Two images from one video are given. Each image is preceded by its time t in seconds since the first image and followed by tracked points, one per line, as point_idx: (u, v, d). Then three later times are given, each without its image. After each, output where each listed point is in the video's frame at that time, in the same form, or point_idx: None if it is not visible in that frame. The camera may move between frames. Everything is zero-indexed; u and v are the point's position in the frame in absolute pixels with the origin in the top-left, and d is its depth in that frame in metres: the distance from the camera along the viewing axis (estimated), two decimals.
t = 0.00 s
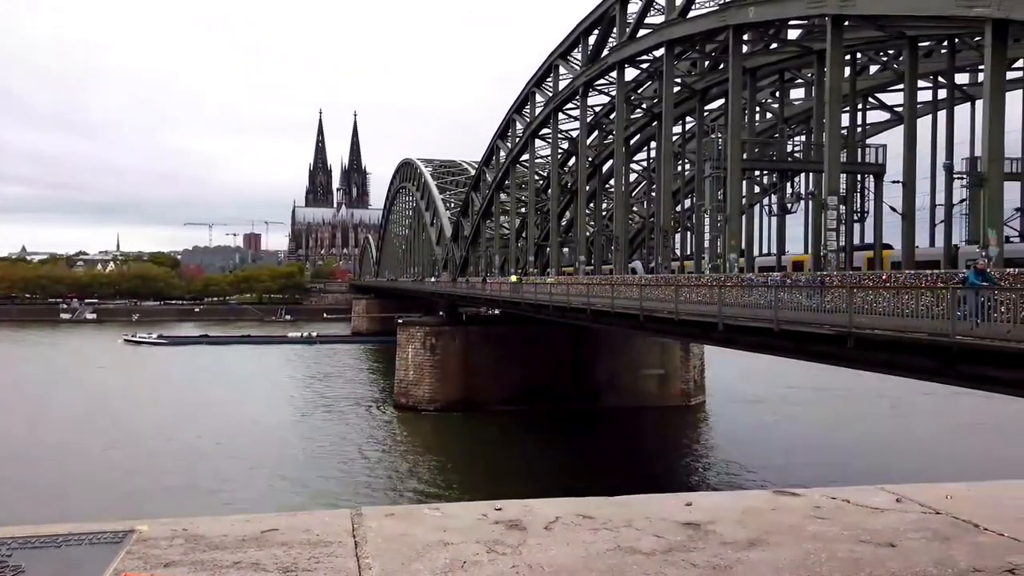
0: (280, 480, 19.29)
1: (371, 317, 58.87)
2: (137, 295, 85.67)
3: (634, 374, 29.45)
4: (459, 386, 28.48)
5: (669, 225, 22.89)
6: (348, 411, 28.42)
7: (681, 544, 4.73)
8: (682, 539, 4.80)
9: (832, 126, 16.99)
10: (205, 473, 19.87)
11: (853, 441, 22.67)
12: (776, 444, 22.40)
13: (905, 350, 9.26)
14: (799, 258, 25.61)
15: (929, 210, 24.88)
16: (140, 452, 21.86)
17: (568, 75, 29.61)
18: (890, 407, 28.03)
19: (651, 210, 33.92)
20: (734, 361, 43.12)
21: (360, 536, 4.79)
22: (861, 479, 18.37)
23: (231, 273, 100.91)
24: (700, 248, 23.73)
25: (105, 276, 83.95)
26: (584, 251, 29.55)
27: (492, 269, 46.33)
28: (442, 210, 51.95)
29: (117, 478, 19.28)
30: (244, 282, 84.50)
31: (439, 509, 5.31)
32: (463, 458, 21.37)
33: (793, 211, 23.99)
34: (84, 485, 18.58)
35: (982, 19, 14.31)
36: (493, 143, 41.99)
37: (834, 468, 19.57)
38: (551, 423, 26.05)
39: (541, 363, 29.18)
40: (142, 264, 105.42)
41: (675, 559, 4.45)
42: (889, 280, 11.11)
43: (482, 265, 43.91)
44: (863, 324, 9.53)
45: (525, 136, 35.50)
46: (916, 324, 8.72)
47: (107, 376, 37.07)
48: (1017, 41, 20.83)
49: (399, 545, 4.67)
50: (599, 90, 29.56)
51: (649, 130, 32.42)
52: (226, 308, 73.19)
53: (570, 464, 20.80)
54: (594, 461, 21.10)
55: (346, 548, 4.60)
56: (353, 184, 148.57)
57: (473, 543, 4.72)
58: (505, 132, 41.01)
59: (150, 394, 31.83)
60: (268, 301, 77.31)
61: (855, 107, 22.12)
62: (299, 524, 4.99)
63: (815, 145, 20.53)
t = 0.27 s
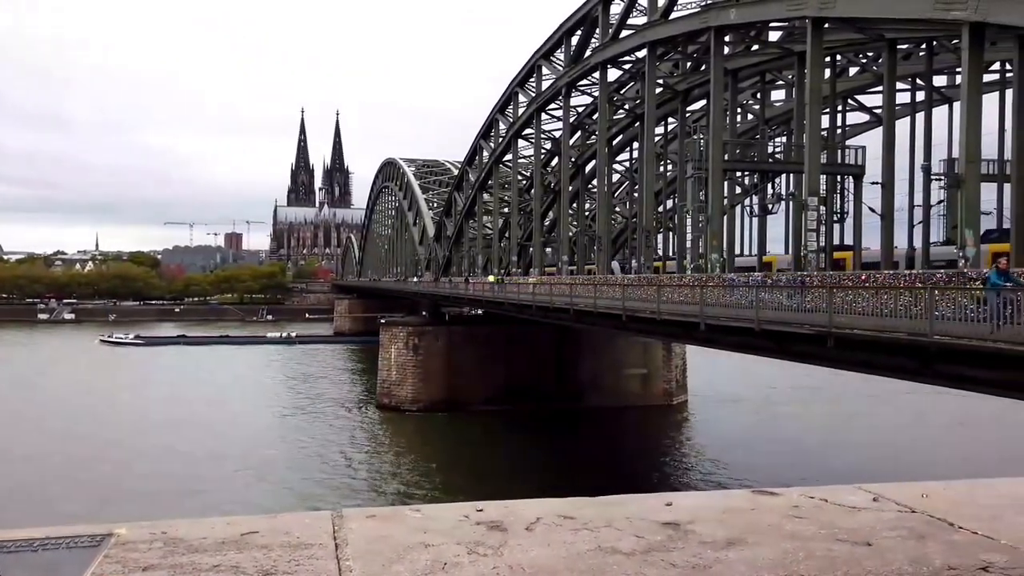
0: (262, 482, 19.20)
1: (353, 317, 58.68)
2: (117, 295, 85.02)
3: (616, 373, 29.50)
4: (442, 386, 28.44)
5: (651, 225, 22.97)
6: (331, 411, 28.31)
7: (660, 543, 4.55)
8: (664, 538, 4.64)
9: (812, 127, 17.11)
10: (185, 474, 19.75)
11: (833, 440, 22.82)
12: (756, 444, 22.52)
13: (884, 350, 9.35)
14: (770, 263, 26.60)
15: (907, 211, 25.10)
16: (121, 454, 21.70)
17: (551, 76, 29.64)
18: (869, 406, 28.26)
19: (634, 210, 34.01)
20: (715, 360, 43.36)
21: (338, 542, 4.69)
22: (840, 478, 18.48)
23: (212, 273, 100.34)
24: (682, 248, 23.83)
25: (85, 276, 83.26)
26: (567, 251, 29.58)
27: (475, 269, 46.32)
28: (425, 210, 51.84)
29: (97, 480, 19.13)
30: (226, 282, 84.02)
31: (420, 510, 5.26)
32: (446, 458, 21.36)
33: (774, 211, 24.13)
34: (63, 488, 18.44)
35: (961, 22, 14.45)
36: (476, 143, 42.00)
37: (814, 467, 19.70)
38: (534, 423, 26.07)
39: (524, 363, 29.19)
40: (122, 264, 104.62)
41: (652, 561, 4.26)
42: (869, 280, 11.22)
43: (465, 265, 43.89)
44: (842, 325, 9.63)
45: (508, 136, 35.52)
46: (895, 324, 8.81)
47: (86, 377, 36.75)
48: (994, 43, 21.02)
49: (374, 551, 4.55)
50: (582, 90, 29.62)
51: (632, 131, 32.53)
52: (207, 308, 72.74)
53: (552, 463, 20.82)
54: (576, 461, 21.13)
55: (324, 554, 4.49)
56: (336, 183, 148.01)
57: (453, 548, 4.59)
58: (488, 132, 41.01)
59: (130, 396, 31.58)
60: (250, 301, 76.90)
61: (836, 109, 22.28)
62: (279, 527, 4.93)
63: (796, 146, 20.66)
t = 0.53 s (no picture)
0: (246, 483, 19.09)
1: (338, 317, 58.48)
2: (99, 295, 84.49)
3: (602, 373, 29.53)
4: (428, 386, 28.40)
5: (636, 225, 23.04)
6: (316, 412, 28.22)
7: (638, 542, 4.42)
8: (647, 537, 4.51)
9: (796, 129, 17.21)
10: (168, 475, 19.64)
11: (816, 439, 22.94)
12: (741, 443, 22.60)
13: (867, 348, 9.42)
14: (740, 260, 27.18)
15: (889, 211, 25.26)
16: (104, 455, 21.58)
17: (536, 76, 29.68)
18: (852, 406, 28.42)
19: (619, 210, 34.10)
20: (699, 360, 43.49)
21: (317, 541, 4.58)
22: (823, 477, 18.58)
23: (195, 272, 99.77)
24: (667, 248, 23.90)
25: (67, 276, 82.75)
26: (553, 251, 29.60)
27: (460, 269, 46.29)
28: (410, 210, 51.76)
29: (78, 481, 19.01)
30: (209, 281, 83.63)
31: (403, 511, 5.14)
32: (430, 458, 21.34)
33: (758, 211, 24.23)
34: (43, 489, 18.31)
35: (942, 24, 14.54)
36: (462, 142, 42.00)
37: (797, 466, 19.79)
38: (519, 423, 26.07)
39: (509, 363, 29.19)
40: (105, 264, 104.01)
41: (632, 561, 4.11)
42: (851, 280, 11.31)
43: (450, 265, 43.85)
44: (825, 324, 9.70)
45: (494, 136, 35.53)
46: (877, 324, 8.88)
47: (67, 378, 36.48)
48: (974, 45, 21.18)
49: (354, 550, 4.43)
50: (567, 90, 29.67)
51: (617, 131, 32.63)
52: (190, 308, 72.37)
53: (537, 463, 20.81)
54: (561, 461, 21.14)
55: (303, 553, 4.38)
56: (320, 182, 147.49)
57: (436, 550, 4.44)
58: (474, 131, 41.03)
59: (112, 396, 31.38)
60: (233, 301, 76.54)
61: (819, 110, 22.40)
62: (262, 528, 4.82)
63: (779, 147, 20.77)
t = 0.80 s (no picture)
0: (222, 485, 18.92)
1: (314, 317, 58.17)
2: (71, 295, 83.57)
3: (579, 372, 29.55)
4: (405, 387, 28.35)
5: (612, 225, 23.19)
6: (291, 412, 28.08)
7: (614, 535, 4.24)
8: (619, 530, 4.34)
9: (770, 130, 17.39)
10: (140, 477, 19.48)
11: (791, 437, 23.13)
12: (717, 441, 22.74)
13: (840, 347, 9.52)
14: (712, 259, 27.48)
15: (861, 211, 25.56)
16: (76, 457, 21.35)
17: (513, 76, 29.71)
18: (826, 404, 28.68)
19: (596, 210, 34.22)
20: (675, 360, 43.74)
21: (289, 539, 4.31)
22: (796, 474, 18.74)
23: (170, 272, 98.86)
24: (644, 248, 24.06)
25: (38, 275, 81.83)
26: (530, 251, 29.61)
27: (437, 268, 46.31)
28: (387, 210, 51.70)
29: (49, 483, 18.79)
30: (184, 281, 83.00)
31: (371, 509, 4.88)
32: (407, 458, 21.31)
33: (733, 212, 24.43)
34: (14, 492, 18.09)
35: (912, 27, 14.70)
36: (439, 142, 41.99)
37: (772, 464, 19.94)
38: (497, 423, 26.08)
39: (486, 363, 29.19)
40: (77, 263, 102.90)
41: (606, 557, 3.88)
42: (823, 279, 11.43)
43: (427, 265, 43.80)
44: (798, 323, 9.80)
45: (471, 136, 35.54)
46: (850, 323, 8.98)
47: (38, 378, 36.05)
48: (944, 49, 21.48)
49: (321, 547, 4.19)
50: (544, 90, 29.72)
51: (594, 131, 32.74)
52: (164, 308, 71.77)
53: (514, 463, 20.80)
54: (538, 460, 21.14)
55: (270, 553, 4.11)
56: (296, 181, 146.72)
57: (397, 549, 4.15)
58: (451, 131, 41.04)
59: (84, 398, 31.05)
60: (208, 301, 75.97)
61: (792, 111, 22.62)
62: (228, 527, 4.55)
63: (754, 147, 20.93)
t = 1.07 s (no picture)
0: (189, 488, 18.59)
1: (285, 318, 57.75)
2: (37, 295, 82.58)
3: (550, 372, 29.62)
4: (376, 388, 28.25)
5: (583, 226, 23.34)
6: (260, 413, 27.87)
7: (780, 505, 2.22)
8: (774, 493, 2.34)
9: (737, 132, 17.57)
10: (103, 480, 19.25)
11: (760, 435, 23.33)
12: (687, 440, 22.91)
13: (808, 346, 9.60)
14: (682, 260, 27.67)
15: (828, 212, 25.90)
16: (39, 459, 21.08)
17: (485, 76, 29.74)
18: (794, 402, 28.94)
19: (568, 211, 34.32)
20: (646, 360, 44.05)
21: (247, 532, 2.04)
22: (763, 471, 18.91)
23: (137, 273, 97.82)
24: (615, 249, 24.22)
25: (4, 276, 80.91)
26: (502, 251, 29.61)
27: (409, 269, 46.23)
28: (359, 210, 51.52)
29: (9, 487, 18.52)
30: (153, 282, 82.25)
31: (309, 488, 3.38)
32: (378, 459, 21.24)
33: (702, 213, 24.64)
34: None
35: (877, 30, 14.90)
36: (411, 142, 41.96)
37: (740, 462, 20.12)
38: (469, 423, 26.06)
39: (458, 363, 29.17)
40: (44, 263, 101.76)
41: (763, 556, 1.87)
42: (791, 279, 11.57)
43: (399, 265, 43.71)
44: (767, 322, 9.89)
45: (442, 136, 35.54)
46: (817, 322, 9.10)
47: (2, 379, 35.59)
48: (908, 52, 21.77)
49: (283, 546, 1.96)
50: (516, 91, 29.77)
51: (565, 132, 32.83)
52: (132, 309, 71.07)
53: (484, 463, 20.81)
54: (508, 460, 21.18)
55: (164, 556, 1.88)
56: (266, 182, 146.04)
57: (363, 538, 2.00)
58: (423, 131, 41.01)
59: (49, 399, 30.67)
60: (177, 302, 75.32)
61: (760, 113, 22.83)
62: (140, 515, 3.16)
63: (722, 148, 21.11)
